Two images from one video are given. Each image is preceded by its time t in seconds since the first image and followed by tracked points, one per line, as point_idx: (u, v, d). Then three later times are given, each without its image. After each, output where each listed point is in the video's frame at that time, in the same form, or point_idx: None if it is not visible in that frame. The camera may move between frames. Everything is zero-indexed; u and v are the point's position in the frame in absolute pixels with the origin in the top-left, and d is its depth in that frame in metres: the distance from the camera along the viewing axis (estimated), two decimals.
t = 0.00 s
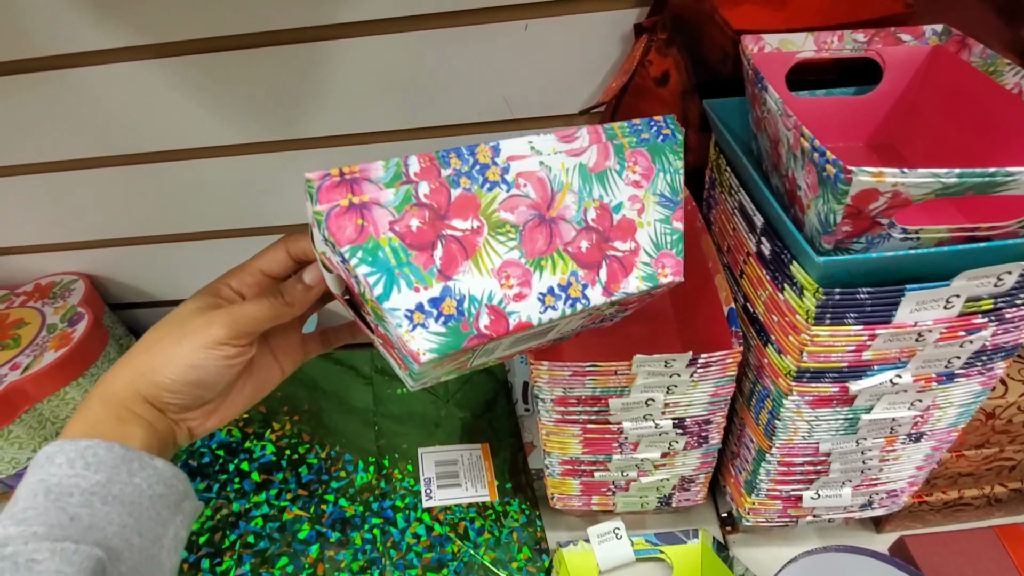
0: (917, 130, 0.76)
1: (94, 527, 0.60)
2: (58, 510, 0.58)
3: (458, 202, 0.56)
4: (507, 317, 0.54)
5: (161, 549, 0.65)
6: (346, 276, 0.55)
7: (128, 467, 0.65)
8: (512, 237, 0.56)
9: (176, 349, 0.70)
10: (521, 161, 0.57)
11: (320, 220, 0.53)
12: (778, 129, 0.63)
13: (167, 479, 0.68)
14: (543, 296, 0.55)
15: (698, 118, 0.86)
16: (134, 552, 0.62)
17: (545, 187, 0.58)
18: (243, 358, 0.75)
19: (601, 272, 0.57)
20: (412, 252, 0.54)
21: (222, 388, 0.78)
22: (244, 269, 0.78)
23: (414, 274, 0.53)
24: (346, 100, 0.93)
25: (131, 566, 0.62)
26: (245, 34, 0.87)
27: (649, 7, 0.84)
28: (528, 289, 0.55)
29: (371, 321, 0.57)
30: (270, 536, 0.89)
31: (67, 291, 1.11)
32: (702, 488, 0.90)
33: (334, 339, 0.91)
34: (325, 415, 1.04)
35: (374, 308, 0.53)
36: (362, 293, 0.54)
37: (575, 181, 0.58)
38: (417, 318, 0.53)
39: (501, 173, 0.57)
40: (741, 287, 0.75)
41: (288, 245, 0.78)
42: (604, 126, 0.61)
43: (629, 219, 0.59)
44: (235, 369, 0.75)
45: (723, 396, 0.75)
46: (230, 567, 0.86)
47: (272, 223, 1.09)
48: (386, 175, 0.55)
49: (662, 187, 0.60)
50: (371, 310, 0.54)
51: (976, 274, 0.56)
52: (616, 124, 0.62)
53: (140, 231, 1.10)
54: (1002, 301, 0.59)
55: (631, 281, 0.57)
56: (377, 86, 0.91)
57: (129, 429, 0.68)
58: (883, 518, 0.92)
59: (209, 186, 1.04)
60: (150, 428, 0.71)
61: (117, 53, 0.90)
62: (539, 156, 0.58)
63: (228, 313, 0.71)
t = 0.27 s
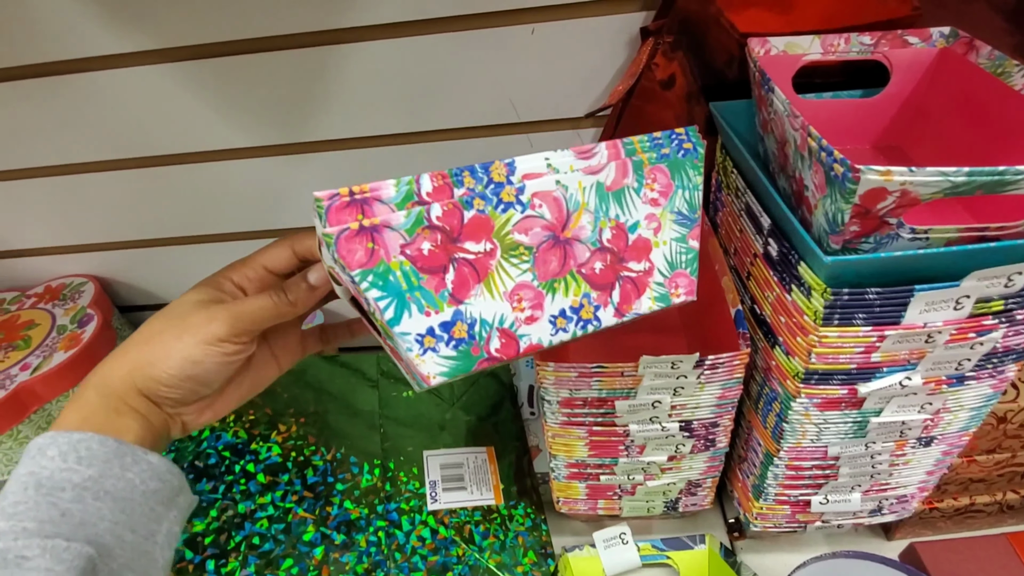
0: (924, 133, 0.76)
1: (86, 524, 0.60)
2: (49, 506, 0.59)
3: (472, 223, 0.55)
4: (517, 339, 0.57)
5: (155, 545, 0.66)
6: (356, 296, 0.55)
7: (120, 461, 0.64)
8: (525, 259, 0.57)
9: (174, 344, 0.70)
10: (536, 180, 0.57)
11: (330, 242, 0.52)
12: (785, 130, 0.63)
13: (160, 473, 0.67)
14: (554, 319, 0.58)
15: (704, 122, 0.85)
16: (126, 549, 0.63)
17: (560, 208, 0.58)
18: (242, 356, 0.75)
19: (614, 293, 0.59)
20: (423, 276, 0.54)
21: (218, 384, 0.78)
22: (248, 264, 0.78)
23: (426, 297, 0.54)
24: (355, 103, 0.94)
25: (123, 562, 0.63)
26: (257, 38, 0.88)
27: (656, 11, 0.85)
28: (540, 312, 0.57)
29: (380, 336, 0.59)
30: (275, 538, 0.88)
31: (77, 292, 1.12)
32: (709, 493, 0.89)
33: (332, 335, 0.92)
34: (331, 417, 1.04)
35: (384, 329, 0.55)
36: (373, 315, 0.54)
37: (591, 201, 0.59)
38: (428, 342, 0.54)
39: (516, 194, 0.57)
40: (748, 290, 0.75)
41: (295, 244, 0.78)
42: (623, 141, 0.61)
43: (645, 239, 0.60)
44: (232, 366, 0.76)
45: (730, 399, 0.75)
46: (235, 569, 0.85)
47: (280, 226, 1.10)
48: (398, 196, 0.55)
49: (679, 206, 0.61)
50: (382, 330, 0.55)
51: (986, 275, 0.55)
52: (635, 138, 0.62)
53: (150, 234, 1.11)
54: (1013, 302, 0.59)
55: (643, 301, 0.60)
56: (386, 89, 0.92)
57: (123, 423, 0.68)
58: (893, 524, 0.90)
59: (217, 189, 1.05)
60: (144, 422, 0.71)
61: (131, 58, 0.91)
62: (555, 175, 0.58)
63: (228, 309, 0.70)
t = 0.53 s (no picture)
0: (927, 137, 0.76)
1: (74, 520, 0.60)
2: (38, 501, 0.59)
3: (484, 247, 0.54)
4: (524, 363, 0.58)
5: (146, 541, 0.66)
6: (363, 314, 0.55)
7: (111, 455, 0.64)
8: (537, 284, 0.56)
9: (170, 337, 0.70)
10: (553, 204, 0.55)
11: (338, 260, 0.51)
12: (787, 133, 0.63)
13: (153, 468, 0.67)
14: (562, 344, 0.59)
15: (707, 125, 0.85)
16: (115, 546, 0.62)
17: (576, 233, 0.56)
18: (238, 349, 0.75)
19: (624, 319, 0.60)
20: (433, 299, 0.54)
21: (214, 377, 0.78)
22: (248, 256, 0.78)
23: (434, 320, 0.55)
24: (359, 107, 0.94)
25: (112, 559, 0.62)
26: (260, 42, 0.89)
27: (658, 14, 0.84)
28: (548, 337, 0.58)
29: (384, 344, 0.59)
30: (274, 541, 0.88)
31: (80, 294, 1.13)
32: (711, 499, 0.88)
33: (331, 330, 0.90)
34: (332, 420, 1.04)
35: (390, 348, 0.55)
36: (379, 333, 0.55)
37: (608, 226, 0.57)
38: (434, 365, 0.55)
39: (532, 218, 0.54)
40: (751, 293, 0.74)
41: (298, 237, 0.78)
42: (646, 163, 0.58)
43: (659, 265, 0.59)
44: (229, 359, 0.76)
45: (732, 403, 0.74)
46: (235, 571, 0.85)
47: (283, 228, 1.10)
48: (410, 215, 0.52)
49: (696, 231, 0.60)
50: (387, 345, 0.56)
51: (991, 278, 0.55)
52: (659, 158, 0.59)
53: (152, 236, 1.11)
54: (1018, 305, 0.58)
55: (652, 327, 0.61)
56: (388, 93, 0.92)
57: (117, 414, 0.69)
58: (898, 532, 0.89)
59: (220, 191, 1.05)
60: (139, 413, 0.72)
61: (135, 61, 0.92)
62: (574, 198, 0.55)
63: (226, 302, 0.69)
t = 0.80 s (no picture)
0: (931, 141, 0.75)
1: (68, 515, 0.60)
2: (31, 494, 0.58)
3: (489, 255, 0.54)
4: (524, 371, 0.58)
5: (141, 537, 0.65)
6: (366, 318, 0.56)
7: (106, 449, 0.64)
8: (541, 292, 0.56)
9: (170, 331, 0.71)
10: (560, 212, 0.54)
11: (342, 264, 0.51)
12: (790, 135, 0.63)
13: (148, 463, 0.67)
14: (563, 352, 0.59)
15: (710, 128, 0.86)
16: (109, 541, 0.62)
17: (582, 241, 0.56)
18: (238, 345, 0.75)
19: (627, 328, 0.60)
20: (436, 305, 0.54)
21: (213, 372, 0.79)
22: (250, 250, 0.78)
23: (437, 326, 0.55)
24: (361, 107, 0.94)
25: (106, 554, 0.62)
26: (264, 42, 0.89)
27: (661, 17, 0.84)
28: (550, 345, 0.58)
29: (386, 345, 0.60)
30: (273, 541, 0.88)
31: (82, 293, 1.13)
32: (713, 502, 0.88)
33: (330, 322, 0.88)
34: (333, 421, 1.03)
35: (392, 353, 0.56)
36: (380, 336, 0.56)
37: (614, 235, 0.56)
38: (435, 371, 0.56)
39: (538, 226, 0.54)
40: (753, 295, 0.74)
41: (301, 231, 0.77)
42: (654, 173, 0.57)
43: (664, 274, 0.59)
44: (228, 355, 0.76)
45: (734, 406, 0.74)
46: (234, 571, 0.85)
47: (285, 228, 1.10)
48: (415, 220, 0.52)
49: (704, 242, 0.59)
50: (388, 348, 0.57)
51: (994, 281, 0.55)
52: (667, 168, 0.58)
53: (155, 235, 1.12)
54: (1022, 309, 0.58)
55: (655, 336, 0.61)
56: (391, 93, 0.93)
57: (114, 407, 0.69)
58: (901, 537, 0.89)
59: (223, 191, 1.05)
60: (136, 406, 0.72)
61: (139, 61, 0.92)
62: (581, 207, 0.55)
63: (227, 297, 0.70)
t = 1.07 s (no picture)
0: (934, 143, 0.75)
1: (63, 512, 0.60)
2: (26, 491, 0.58)
3: (492, 252, 0.54)
4: (527, 369, 0.58)
5: (136, 535, 0.65)
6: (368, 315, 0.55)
7: (102, 446, 0.64)
8: (544, 290, 0.56)
9: (170, 327, 0.71)
10: (564, 211, 0.54)
11: (344, 261, 0.50)
12: (794, 136, 0.63)
13: (145, 460, 0.66)
14: (566, 350, 0.58)
15: (713, 129, 0.86)
16: (104, 539, 0.62)
17: (586, 240, 0.55)
18: (238, 342, 0.76)
19: (630, 327, 0.60)
20: (439, 302, 0.54)
21: (212, 369, 0.79)
22: (250, 246, 0.78)
23: (439, 323, 0.55)
24: (365, 106, 0.94)
25: (101, 552, 0.62)
26: (268, 39, 0.89)
27: (664, 17, 0.84)
28: (553, 343, 0.58)
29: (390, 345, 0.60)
30: (272, 540, 0.87)
31: (83, 290, 1.13)
32: (713, 505, 0.87)
33: (328, 319, 0.88)
34: (333, 420, 1.03)
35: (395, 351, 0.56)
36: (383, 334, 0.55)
37: (618, 234, 0.56)
38: (437, 368, 0.56)
39: (542, 223, 0.54)
40: (755, 296, 0.74)
41: (303, 229, 0.78)
42: (658, 171, 0.57)
43: (668, 274, 0.59)
44: (228, 351, 0.76)
45: (736, 408, 0.73)
46: (233, 569, 0.84)
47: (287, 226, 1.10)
48: (418, 217, 0.52)
49: (707, 241, 0.59)
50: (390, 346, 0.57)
51: (999, 283, 0.55)
52: (671, 167, 0.58)
53: (157, 232, 1.12)
54: None
55: (658, 336, 0.61)
56: (394, 92, 0.93)
57: (113, 403, 0.69)
58: (903, 542, 0.88)
59: (226, 188, 1.05)
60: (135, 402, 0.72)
61: (142, 57, 0.92)
62: (584, 205, 0.55)
63: (227, 293, 0.70)
